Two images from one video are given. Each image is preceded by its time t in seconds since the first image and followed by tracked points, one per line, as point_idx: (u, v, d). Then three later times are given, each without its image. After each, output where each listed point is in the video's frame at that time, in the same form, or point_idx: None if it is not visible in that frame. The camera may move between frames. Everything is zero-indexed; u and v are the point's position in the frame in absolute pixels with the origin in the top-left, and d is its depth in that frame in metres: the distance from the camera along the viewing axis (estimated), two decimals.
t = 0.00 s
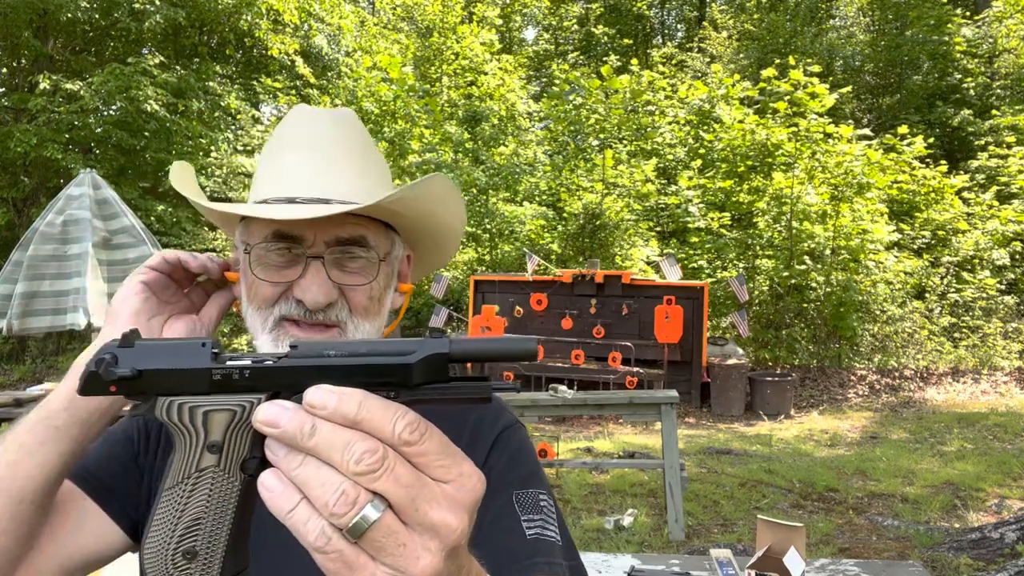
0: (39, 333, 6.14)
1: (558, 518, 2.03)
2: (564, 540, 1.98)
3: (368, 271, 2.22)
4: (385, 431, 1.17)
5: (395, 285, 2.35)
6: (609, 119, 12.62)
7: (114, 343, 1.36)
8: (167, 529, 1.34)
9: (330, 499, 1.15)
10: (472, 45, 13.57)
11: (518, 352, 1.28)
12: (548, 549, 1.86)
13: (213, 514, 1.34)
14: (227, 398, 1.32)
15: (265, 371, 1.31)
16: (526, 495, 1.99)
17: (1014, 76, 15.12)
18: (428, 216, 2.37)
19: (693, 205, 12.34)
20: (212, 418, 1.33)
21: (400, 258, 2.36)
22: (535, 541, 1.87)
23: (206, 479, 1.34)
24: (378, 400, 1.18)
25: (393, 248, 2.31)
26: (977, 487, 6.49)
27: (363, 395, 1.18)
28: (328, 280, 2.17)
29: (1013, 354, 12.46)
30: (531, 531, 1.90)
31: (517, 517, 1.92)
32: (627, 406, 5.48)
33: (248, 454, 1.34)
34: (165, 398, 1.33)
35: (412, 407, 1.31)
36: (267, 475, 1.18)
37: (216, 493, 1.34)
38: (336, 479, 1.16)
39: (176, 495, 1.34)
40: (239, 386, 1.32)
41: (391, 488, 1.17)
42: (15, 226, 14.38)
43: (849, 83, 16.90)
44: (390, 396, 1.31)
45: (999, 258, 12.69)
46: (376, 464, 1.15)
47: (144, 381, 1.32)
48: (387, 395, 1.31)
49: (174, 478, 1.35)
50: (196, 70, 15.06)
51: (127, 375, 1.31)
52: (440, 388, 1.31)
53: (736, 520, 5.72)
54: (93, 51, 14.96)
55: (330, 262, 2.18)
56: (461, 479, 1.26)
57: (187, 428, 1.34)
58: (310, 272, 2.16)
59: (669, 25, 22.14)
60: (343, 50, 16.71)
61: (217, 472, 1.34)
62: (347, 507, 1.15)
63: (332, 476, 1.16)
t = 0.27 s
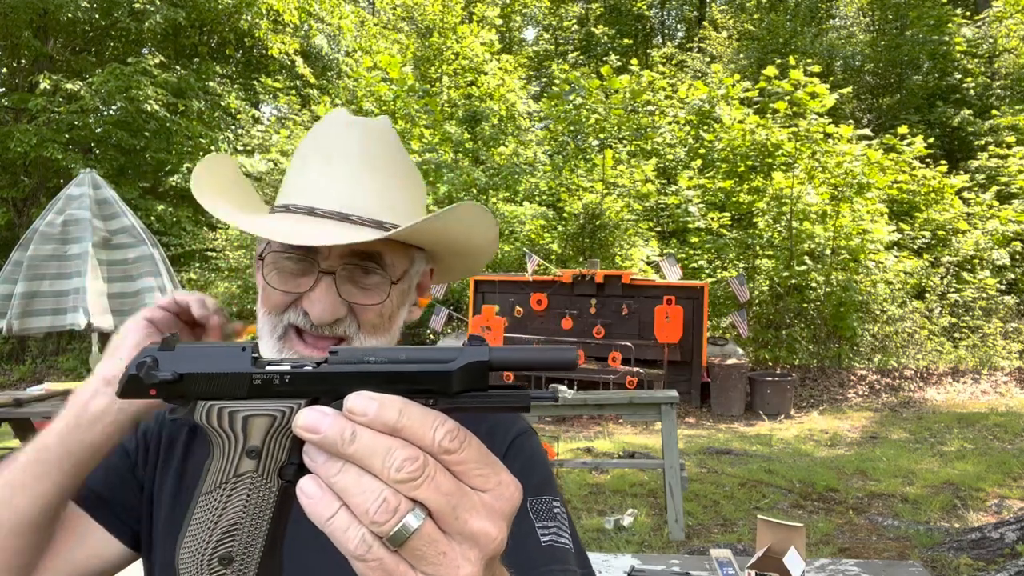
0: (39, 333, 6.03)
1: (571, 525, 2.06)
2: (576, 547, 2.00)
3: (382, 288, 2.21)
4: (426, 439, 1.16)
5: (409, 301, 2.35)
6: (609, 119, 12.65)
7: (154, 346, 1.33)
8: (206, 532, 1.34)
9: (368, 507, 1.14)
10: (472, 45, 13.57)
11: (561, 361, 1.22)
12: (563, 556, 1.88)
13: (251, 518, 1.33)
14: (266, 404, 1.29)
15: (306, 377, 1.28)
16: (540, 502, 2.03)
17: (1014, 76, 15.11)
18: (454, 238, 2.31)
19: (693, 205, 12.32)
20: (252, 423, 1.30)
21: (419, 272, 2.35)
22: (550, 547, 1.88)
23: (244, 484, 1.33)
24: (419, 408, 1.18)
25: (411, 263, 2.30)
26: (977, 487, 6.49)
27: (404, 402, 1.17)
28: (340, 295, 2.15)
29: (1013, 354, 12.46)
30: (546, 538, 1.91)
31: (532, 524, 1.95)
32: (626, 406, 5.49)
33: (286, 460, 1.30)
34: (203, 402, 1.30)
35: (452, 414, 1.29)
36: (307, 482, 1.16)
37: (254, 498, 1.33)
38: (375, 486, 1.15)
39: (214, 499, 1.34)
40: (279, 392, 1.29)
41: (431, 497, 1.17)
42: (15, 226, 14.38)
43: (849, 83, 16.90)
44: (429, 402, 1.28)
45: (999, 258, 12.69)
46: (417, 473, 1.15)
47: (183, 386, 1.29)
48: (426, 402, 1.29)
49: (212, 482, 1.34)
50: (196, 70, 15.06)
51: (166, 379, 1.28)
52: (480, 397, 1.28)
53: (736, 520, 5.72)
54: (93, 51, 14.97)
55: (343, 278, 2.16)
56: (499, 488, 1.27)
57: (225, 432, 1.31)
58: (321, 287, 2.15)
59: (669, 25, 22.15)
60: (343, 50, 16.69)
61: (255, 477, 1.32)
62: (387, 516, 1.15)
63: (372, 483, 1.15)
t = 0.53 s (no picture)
0: (39, 333, 6.03)
1: (577, 530, 2.08)
2: (583, 552, 2.01)
3: (397, 281, 2.21)
4: (425, 424, 1.19)
5: (428, 301, 2.34)
6: (609, 119, 12.66)
7: (158, 334, 1.39)
8: (205, 522, 1.33)
9: (369, 491, 1.18)
10: (472, 45, 13.56)
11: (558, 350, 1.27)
12: (570, 558, 1.89)
13: (252, 505, 1.35)
14: (269, 390, 1.34)
15: (307, 363, 1.33)
16: (549, 505, 2.05)
17: (1014, 76, 15.10)
18: (478, 241, 2.29)
19: (693, 205, 12.31)
20: (253, 409, 1.33)
21: (441, 276, 2.36)
22: (557, 550, 1.90)
23: (246, 471, 1.34)
24: (419, 395, 1.21)
25: (433, 263, 2.30)
26: (977, 487, 6.49)
27: (403, 389, 1.20)
28: (354, 281, 2.16)
29: (1013, 354, 12.45)
30: (553, 540, 1.93)
31: (540, 526, 1.97)
32: (627, 406, 5.48)
33: (287, 446, 1.34)
34: (206, 389, 1.34)
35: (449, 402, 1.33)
36: (308, 467, 1.20)
37: (255, 484, 1.34)
38: (376, 470, 1.18)
39: (214, 488, 1.33)
40: (280, 378, 1.34)
41: (431, 481, 1.20)
42: (15, 226, 14.37)
43: (849, 83, 16.90)
44: (427, 390, 1.33)
45: (999, 258, 12.68)
46: (417, 458, 1.18)
47: (188, 372, 1.35)
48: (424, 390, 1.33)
49: (212, 470, 1.34)
50: (196, 70, 15.06)
51: (172, 365, 1.34)
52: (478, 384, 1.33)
53: (736, 520, 5.72)
54: (93, 51, 14.96)
55: (360, 264, 2.17)
56: (499, 475, 1.30)
57: (228, 419, 1.34)
58: (337, 270, 2.17)
59: (669, 25, 22.14)
60: (343, 50, 16.67)
61: (256, 464, 1.34)
62: (387, 501, 1.18)
63: (373, 467, 1.18)
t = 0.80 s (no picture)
0: (39, 333, 6.01)
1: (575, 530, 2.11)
2: (581, 551, 2.05)
3: (384, 265, 2.18)
4: (389, 406, 1.18)
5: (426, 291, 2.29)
6: (609, 119, 12.66)
7: (139, 318, 1.42)
8: (177, 501, 1.27)
9: (329, 471, 1.16)
10: (472, 45, 13.56)
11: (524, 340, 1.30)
12: (567, 557, 1.94)
13: (223, 484, 1.28)
14: (241, 371, 1.33)
15: (280, 346, 1.34)
16: (551, 504, 2.06)
17: (1014, 76, 15.10)
18: (471, 221, 2.26)
19: (693, 206, 12.31)
20: (225, 389, 1.31)
21: (436, 264, 2.30)
22: (555, 547, 1.94)
23: (217, 451, 1.29)
24: (385, 379, 1.21)
25: (426, 249, 2.26)
26: (977, 487, 6.49)
27: (369, 372, 1.21)
28: (340, 269, 2.16)
29: (1013, 354, 12.46)
30: (553, 538, 1.97)
31: (541, 524, 1.99)
32: (627, 406, 5.48)
33: (258, 427, 1.29)
34: (181, 369, 1.35)
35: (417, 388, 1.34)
36: (276, 448, 1.19)
37: (227, 463, 1.29)
38: (337, 450, 1.17)
39: (187, 467, 1.28)
40: (253, 361, 1.34)
41: (393, 464, 1.17)
42: (15, 226, 14.37)
43: (849, 83, 16.91)
44: (397, 375, 1.33)
45: (999, 258, 12.69)
46: (379, 438, 1.16)
47: (164, 353, 1.36)
48: (393, 375, 1.33)
49: (186, 448, 1.29)
50: (196, 70, 15.05)
51: (149, 345, 1.36)
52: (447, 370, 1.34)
53: (736, 520, 5.72)
54: (93, 51, 14.96)
55: (344, 252, 2.17)
56: (464, 461, 1.25)
57: (202, 399, 1.32)
58: (323, 258, 2.18)
59: (669, 25, 22.14)
60: (343, 50, 16.64)
61: (228, 443, 1.29)
62: (346, 481, 1.15)
63: (335, 447, 1.17)
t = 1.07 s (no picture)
0: (39, 333, 6.00)
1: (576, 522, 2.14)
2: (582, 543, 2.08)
3: (387, 265, 2.18)
4: (393, 405, 1.18)
5: (430, 291, 2.29)
6: (609, 119, 12.66)
7: (146, 329, 1.43)
8: (193, 504, 1.30)
9: (337, 469, 1.16)
10: (472, 45, 13.55)
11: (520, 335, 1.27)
12: (571, 548, 1.96)
13: (236, 485, 1.31)
14: (247, 377, 1.35)
15: (284, 351, 1.34)
16: (554, 497, 2.08)
17: (1014, 75, 15.08)
18: (473, 224, 2.25)
19: (693, 205, 12.31)
20: (233, 395, 1.34)
21: (439, 264, 2.30)
22: (559, 540, 1.96)
23: (229, 454, 1.32)
24: (388, 378, 1.21)
25: (428, 250, 2.26)
26: (977, 487, 6.49)
27: (372, 373, 1.21)
28: (344, 269, 2.16)
29: (1013, 354, 12.46)
30: (557, 530, 1.99)
31: (545, 517, 2.01)
32: (627, 406, 5.48)
33: (266, 429, 1.32)
34: (190, 377, 1.37)
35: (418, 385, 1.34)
36: (284, 449, 1.20)
37: (239, 465, 1.32)
38: (343, 449, 1.17)
39: (201, 471, 1.32)
40: (258, 366, 1.35)
41: (399, 460, 1.17)
42: (15, 226, 14.37)
43: (849, 83, 16.93)
44: (398, 375, 1.34)
45: (999, 258, 12.69)
46: (384, 436, 1.16)
47: (172, 362, 1.37)
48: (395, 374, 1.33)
49: (199, 453, 1.33)
50: (196, 71, 15.05)
51: (157, 356, 1.37)
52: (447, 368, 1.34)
53: (736, 520, 5.72)
54: (93, 51, 14.96)
55: (348, 252, 2.16)
56: (467, 454, 1.25)
57: (211, 405, 1.35)
58: (326, 258, 2.18)
59: (669, 25, 22.15)
60: (344, 50, 16.63)
61: (238, 446, 1.32)
62: (354, 478, 1.16)
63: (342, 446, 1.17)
